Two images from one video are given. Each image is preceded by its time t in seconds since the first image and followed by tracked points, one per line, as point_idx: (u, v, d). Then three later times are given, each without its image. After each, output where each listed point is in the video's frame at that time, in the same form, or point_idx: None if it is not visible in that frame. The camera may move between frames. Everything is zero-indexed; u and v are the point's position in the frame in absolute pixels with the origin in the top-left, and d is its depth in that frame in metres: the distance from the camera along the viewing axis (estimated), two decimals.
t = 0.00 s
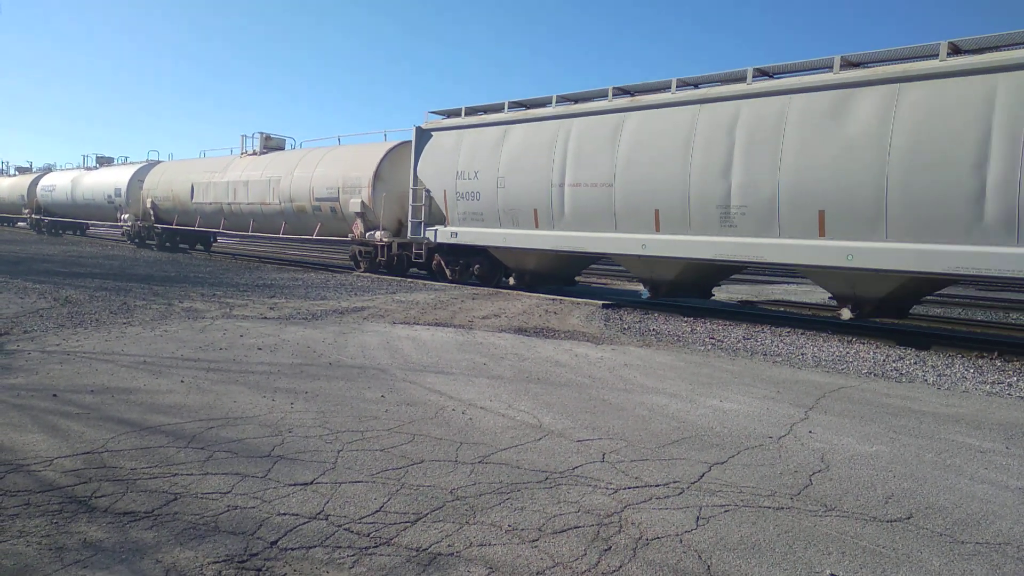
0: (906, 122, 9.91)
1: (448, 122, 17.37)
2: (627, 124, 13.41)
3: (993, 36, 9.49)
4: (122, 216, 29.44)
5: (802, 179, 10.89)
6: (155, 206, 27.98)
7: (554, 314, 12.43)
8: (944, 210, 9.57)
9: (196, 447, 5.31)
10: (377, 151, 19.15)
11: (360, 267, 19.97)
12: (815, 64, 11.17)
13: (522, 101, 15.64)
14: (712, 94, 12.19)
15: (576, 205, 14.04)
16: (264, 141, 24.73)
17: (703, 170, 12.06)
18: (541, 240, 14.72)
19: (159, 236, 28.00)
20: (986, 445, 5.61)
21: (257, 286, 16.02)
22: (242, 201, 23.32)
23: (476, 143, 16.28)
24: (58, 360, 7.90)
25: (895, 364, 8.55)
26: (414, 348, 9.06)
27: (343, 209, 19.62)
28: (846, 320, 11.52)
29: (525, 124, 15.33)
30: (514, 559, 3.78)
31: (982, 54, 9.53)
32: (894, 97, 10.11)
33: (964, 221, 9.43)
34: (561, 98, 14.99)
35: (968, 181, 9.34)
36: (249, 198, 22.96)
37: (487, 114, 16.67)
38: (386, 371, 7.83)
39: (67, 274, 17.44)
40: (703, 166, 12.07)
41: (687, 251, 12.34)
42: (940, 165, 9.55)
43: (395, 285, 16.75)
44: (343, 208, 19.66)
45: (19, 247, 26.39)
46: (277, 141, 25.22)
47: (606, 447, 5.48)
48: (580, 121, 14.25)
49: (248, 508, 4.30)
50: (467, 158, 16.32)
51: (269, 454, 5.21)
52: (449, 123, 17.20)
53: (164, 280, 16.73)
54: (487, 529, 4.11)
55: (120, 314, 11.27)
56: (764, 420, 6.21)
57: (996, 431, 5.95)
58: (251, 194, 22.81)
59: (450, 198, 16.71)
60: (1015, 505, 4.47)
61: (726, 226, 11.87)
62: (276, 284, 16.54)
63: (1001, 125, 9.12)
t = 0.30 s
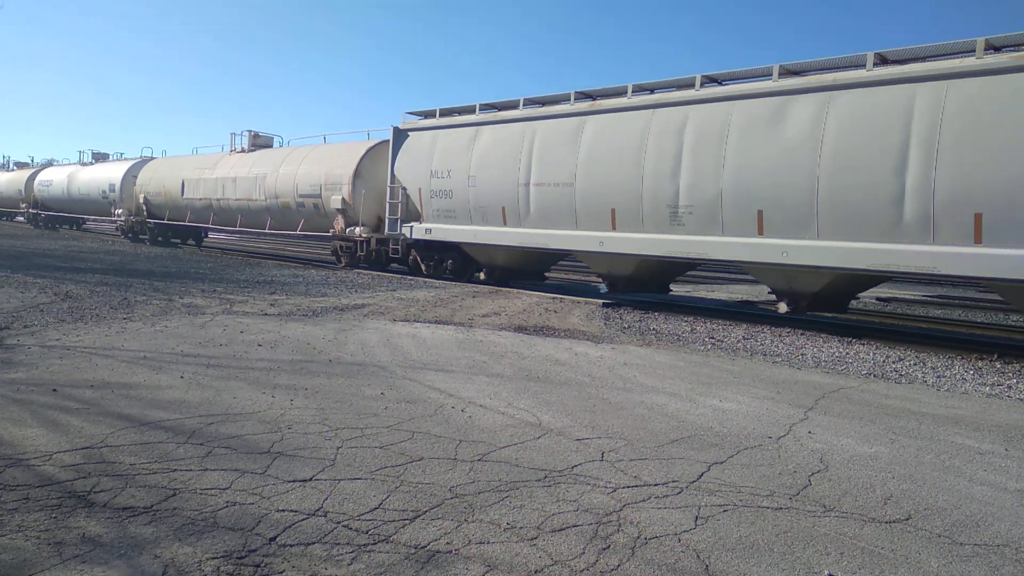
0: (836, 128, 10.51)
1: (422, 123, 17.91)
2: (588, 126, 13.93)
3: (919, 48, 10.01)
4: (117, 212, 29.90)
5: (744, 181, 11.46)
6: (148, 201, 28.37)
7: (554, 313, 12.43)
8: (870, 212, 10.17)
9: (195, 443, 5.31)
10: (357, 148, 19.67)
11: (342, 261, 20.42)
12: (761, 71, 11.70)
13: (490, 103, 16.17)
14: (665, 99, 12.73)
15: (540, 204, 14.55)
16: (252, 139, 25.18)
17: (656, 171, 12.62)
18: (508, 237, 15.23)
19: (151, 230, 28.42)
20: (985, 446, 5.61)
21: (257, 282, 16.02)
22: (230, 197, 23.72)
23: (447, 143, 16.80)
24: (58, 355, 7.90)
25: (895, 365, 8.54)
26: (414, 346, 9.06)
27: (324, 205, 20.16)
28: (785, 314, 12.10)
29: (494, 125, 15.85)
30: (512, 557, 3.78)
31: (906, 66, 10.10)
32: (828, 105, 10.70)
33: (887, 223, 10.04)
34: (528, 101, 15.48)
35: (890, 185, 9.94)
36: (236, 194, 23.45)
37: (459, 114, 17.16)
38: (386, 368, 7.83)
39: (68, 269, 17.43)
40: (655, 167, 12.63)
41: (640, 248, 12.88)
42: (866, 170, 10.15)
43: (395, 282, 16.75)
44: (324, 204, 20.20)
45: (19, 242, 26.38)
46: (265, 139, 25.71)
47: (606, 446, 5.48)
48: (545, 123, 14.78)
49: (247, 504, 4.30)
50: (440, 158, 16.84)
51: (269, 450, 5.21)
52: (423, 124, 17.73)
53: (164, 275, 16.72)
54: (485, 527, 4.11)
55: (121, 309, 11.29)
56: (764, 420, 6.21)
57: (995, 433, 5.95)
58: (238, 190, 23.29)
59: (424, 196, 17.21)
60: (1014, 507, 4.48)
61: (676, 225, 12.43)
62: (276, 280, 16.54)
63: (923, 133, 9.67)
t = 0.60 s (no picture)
0: (773, 131, 11.09)
1: (398, 125, 18.40)
2: (550, 130, 14.47)
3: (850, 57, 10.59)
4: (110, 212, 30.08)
5: (690, 181, 12.01)
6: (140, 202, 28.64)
7: (555, 313, 12.41)
8: (804, 211, 10.72)
9: (196, 443, 5.32)
10: (339, 149, 20.08)
11: (324, 261, 20.69)
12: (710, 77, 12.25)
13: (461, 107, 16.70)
14: (620, 105, 13.33)
15: (506, 205, 15.06)
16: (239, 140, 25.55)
17: (612, 172, 13.18)
18: (477, 236, 15.69)
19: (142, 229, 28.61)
20: (986, 446, 5.61)
21: (258, 282, 16.02)
22: (218, 197, 24.05)
23: (421, 145, 17.28)
24: (58, 355, 7.90)
25: (896, 364, 8.54)
26: (415, 346, 9.05)
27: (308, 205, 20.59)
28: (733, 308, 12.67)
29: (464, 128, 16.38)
30: (513, 557, 3.79)
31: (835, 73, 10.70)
32: (766, 110, 11.28)
33: (819, 221, 10.58)
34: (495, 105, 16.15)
35: (822, 185, 10.49)
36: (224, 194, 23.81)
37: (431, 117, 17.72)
38: (387, 369, 7.83)
39: (69, 269, 17.42)
40: (612, 169, 13.17)
41: (598, 246, 13.39)
42: (799, 172, 10.71)
43: (396, 282, 16.73)
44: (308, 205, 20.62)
45: (20, 242, 26.40)
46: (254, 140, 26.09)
47: (606, 446, 5.48)
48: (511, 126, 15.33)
49: (248, 504, 4.30)
50: (414, 159, 17.31)
51: (270, 450, 5.21)
52: (398, 126, 18.21)
53: (165, 276, 16.74)
54: (486, 526, 4.11)
55: (122, 309, 11.31)
56: (764, 420, 6.21)
57: (996, 432, 5.95)
58: (227, 190, 23.65)
59: (400, 197, 17.66)
60: (1015, 506, 4.48)
61: (630, 223, 12.95)
62: (277, 281, 16.53)
63: (852, 138, 10.23)
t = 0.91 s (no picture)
0: (716, 135, 11.77)
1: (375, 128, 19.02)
2: (516, 133, 15.09)
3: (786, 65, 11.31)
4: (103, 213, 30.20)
5: (643, 183, 12.68)
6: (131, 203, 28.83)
7: (555, 314, 12.40)
8: (744, 210, 11.39)
9: (196, 445, 5.31)
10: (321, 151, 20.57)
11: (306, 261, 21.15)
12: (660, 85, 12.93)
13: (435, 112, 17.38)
14: (578, 111, 14.01)
15: (475, 205, 15.68)
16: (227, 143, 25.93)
17: (572, 175, 13.82)
18: (450, 236, 16.24)
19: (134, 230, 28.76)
20: (986, 447, 5.60)
21: (258, 284, 16.02)
22: (207, 198, 24.38)
23: (397, 148, 17.91)
24: (58, 357, 7.91)
25: (896, 365, 8.54)
26: (415, 348, 9.05)
27: (291, 207, 21.08)
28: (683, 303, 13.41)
29: (438, 132, 17.01)
30: (513, 558, 3.78)
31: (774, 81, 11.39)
32: (711, 116, 11.95)
33: (758, 221, 11.24)
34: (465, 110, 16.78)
35: (760, 186, 11.16)
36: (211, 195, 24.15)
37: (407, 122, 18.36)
38: (387, 370, 7.83)
39: (69, 271, 17.41)
40: (572, 171, 13.81)
41: (561, 245, 13.99)
42: (738, 174, 11.40)
43: (395, 283, 16.72)
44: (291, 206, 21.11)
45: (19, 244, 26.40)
46: (242, 143, 26.48)
47: (607, 447, 5.48)
48: (480, 130, 15.95)
49: (248, 506, 4.30)
50: (390, 161, 17.94)
51: (270, 452, 5.21)
52: (376, 130, 18.83)
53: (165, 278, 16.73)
54: (486, 528, 4.11)
55: (121, 311, 11.32)
56: (765, 421, 6.21)
57: (996, 433, 5.94)
58: (214, 191, 23.99)
59: (377, 198, 18.24)
60: (1016, 507, 4.47)
61: (589, 223, 13.58)
62: (277, 282, 16.52)
63: (787, 143, 10.91)
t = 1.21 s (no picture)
0: (666, 139, 12.29)
1: (352, 131, 19.34)
2: (483, 135, 15.52)
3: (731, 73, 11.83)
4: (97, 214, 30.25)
5: (600, 185, 13.18)
6: (124, 204, 28.96)
7: (554, 315, 12.39)
8: (690, 210, 11.94)
9: (196, 445, 5.31)
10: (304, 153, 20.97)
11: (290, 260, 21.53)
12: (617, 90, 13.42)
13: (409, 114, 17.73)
14: (541, 114, 14.49)
15: (447, 205, 16.07)
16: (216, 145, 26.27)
17: (536, 175, 14.28)
18: (421, 234, 16.66)
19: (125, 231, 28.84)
20: (986, 447, 5.60)
21: (257, 284, 16.02)
22: (196, 199, 24.67)
23: (372, 149, 18.22)
24: (57, 357, 7.91)
25: (895, 365, 8.54)
26: (414, 348, 9.06)
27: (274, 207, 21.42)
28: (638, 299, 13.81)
29: (410, 134, 17.43)
30: (512, 559, 3.78)
31: (718, 88, 11.92)
32: (661, 120, 12.47)
33: (703, 220, 11.79)
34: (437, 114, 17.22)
35: (705, 187, 11.70)
36: (199, 196, 24.42)
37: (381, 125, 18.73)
38: (386, 370, 7.83)
39: (69, 272, 17.40)
40: (535, 173, 14.29)
41: (525, 243, 14.47)
42: (685, 175, 11.95)
43: (395, 284, 16.71)
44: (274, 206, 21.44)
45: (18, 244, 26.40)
46: (230, 146, 26.79)
47: (606, 448, 5.47)
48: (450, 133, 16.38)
49: (248, 507, 4.30)
50: (366, 162, 18.21)
51: (270, 452, 5.21)
52: (354, 132, 19.15)
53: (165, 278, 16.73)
54: (485, 528, 4.11)
55: (120, 311, 11.32)
56: (764, 421, 6.21)
57: (996, 434, 5.94)
58: (202, 192, 24.27)
59: (355, 198, 18.56)
60: (1015, 508, 4.47)
61: (551, 222, 14.07)
62: (277, 283, 16.52)
63: (730, 146, 11.45)
